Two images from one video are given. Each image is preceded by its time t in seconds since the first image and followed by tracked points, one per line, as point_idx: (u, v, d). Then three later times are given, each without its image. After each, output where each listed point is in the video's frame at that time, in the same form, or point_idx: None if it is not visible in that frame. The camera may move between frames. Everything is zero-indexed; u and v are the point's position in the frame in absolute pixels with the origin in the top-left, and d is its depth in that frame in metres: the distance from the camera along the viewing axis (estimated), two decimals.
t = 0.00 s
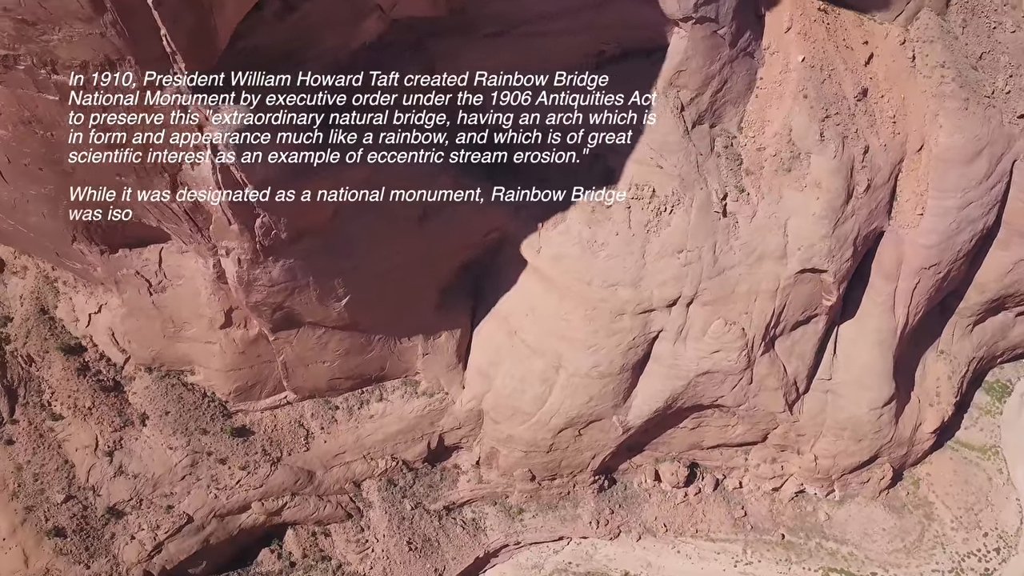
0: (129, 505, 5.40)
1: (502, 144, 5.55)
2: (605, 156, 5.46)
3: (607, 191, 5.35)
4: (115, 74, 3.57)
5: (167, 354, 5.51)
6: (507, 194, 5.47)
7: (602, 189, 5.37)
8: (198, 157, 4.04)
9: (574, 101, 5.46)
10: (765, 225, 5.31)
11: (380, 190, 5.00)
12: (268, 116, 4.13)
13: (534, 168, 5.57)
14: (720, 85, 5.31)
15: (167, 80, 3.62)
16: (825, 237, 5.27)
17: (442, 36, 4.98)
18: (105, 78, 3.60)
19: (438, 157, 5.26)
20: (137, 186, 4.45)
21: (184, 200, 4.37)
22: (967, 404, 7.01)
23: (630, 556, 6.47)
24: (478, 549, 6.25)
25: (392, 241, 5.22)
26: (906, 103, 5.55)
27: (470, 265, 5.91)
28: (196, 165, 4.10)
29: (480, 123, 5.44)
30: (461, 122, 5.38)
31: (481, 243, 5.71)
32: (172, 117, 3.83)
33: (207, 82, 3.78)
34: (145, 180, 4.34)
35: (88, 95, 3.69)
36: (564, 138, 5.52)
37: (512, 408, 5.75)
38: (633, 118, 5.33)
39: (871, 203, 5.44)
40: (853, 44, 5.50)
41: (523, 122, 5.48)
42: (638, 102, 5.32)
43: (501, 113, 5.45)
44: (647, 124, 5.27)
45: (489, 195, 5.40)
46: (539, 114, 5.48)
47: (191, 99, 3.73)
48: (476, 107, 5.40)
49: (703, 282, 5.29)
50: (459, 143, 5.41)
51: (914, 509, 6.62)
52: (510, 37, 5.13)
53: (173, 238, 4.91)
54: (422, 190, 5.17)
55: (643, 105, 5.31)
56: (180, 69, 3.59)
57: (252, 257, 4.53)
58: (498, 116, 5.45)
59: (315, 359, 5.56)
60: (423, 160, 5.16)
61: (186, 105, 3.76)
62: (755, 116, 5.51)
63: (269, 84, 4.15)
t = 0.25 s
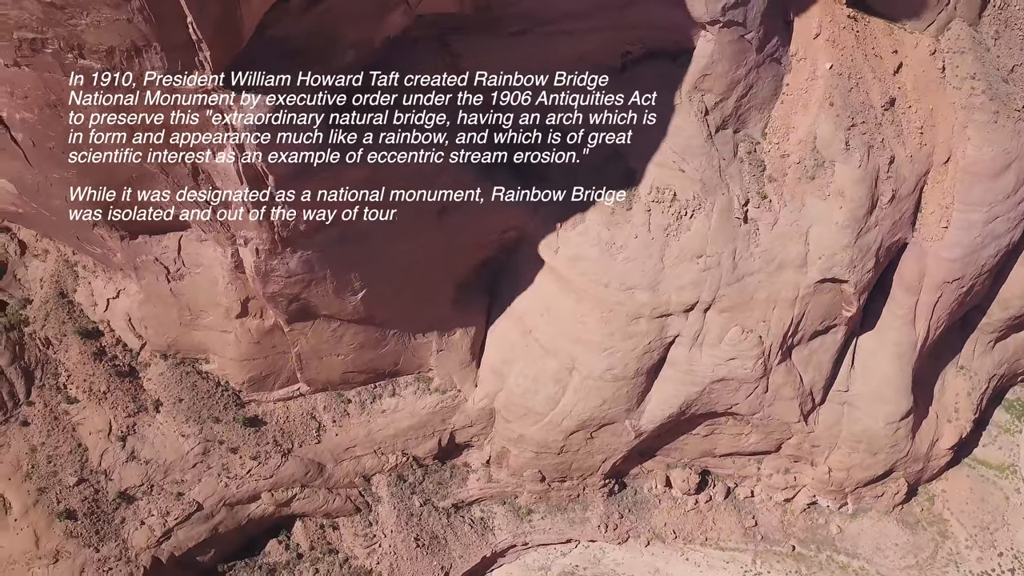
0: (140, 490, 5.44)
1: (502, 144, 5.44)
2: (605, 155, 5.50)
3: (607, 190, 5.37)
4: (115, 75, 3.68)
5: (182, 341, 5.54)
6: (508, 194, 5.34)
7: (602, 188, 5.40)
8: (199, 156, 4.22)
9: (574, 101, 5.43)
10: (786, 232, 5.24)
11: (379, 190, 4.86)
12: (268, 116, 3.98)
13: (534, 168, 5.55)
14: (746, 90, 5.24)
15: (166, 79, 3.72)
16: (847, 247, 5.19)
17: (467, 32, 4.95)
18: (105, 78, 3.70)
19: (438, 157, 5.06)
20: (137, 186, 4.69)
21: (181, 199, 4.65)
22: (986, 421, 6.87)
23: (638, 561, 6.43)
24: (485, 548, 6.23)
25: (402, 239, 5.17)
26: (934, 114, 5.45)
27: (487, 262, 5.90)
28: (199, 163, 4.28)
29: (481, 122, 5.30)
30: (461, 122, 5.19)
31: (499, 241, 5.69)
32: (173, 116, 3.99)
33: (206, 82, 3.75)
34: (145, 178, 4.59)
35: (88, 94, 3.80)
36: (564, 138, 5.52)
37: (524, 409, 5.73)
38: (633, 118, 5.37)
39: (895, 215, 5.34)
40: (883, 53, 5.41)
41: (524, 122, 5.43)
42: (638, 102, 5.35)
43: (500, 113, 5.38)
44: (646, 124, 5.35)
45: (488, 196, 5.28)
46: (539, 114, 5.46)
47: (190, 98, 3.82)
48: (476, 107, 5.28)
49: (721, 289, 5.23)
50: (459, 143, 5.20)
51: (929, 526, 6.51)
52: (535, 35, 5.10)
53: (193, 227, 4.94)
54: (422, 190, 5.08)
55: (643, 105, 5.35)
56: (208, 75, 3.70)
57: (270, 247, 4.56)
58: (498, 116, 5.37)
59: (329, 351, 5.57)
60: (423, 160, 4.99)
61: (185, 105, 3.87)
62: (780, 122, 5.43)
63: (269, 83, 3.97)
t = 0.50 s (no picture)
0: (151, 477, 5.49)
1: (502, 144, 5.34)
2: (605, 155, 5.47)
3: (607, 191, 5.36)
4: (115, 76, 3.83)
5: (198, 330, 5.58)
6: (507, 194, 5.31)
7: (602, 188, 5.38)
8: (199, 155, 4.37)
9: (574, 101, 5.38)
10: (807, 242, 5.16)
11: (380, 189, 4.82)
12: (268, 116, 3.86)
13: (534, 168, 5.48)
14: (771, 96, 5.17)
15: (166, 80, 3.83)
16: (869, 259, 5.10)
17: (491, 30, 4.97)
18: (105, 79, 3.85)
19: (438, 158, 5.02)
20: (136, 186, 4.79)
21: (183, 199, 4.84)
22: (1005, 440, 6.73)
23: (646, 568, 6.37)
24: (492, 548, 6.20)
25: (405, 240, 5.12)
26: (962, 127, 5.35)
27: (504, 262, 5.88)
28: (198, 163, 4.44)
29: (480, 123, 5.20)
30: (461, 122, 5.11)
31: (516, 241, 5.67)
32: (172, 115, 4.11)
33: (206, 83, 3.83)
34: (144, 178, 4.71)
35: (87, 94, 3.97)
36: (564, 138, 5.47)
37: (536, 410, 5.70)
38: (633, 118, 5.35)
39: (919, 228, 5.25)
40: (911, 63, 5.32)
41: (524, 122, 5.37)
42: (638, 102, 5.34)
43: (500, 113, 5.29)
44: (646, 124, 5.36)
45: (488, 195, 5.27)
46: (539, 114, 5.40)
47: (190, 98, 3.92)
48: (476, 107, 5.17)
49: (738, 297, 5.17)
50: (460, 143, 5.13)
51: (943, 545, 6.39)
52: (559, 35, 5.11)
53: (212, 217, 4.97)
54: (422, 189, 5.03)
55: (643, 105, 5.35)
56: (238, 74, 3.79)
57: (289, 241, 4.55)
58: (498, 116, 5.27)
59: (343, 346, 5.58)
60: (423, 160, 4.95)
61: (185, 104, 3.98)
62: (804, 130, 5.35)
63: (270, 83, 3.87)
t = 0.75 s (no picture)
0: (160, 466, 5.52)
1: (503, 144, 5.22)
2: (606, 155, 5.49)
3: (607, 191, 5.40)
4: (114, 76, 4.02)
5: (212, 321, 5.60)
6: (507, 194, 5.26)
7: (602, 188, 5.43)
8: (200, 154, 4.53)
9: (574, 101, 5.34)
10: (824, 251, 5.09)
11: (381, 190, 4.69)
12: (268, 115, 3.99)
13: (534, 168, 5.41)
14: (793, 103, 5.10)
15: (165, 80, 3.99)
16: (887, 270, 5.03)
17: (513, 28, 4.89)
18: (105, 79, 4.05)
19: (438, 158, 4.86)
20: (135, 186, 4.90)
21: (184, 198, 4.96)
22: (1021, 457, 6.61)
23: (652, 574, 6.33)
24: (498, 549, 6.17)
25: (404, 240, 5.05)
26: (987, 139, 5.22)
27: (519, 262, 5.87)
28: (199, 162, 4.59)
29: (481, 122, 5.07)
30: (461, 122, 4.97)
31: (532, 241, 5.66)
32: (172, 115, 4.28)
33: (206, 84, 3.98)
34: (140, 180, 4.82)
35: (87, 94, 4.15)
36: (564, 139, 5.49)
37: (546, 412, 5.69)
38: (633, 118, 5.34)
39: (940, 240, 5.17)
40: (937, 72, 5.22)
41: (523, 122, 5.32)
42: (638, 103, 5.33)
43: (500, 113, 5.19)
44: (645, 124, 5.35)
45: (489, 195, 5.22)
46: (539, 114, 5.39)
47: (190, 97, 4.08)
48: (476, 107, 5.06)
49: (753, 304, 5.12)
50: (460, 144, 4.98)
51: (955, 562, 6.29)
52: (582, 36, 5.00)
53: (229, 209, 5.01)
54: (422, 190, 4.94)
55: (643, 105, 5.33)
56: (259, 68, 3.90)
57: (304, 234, 4.59)
58: (498, 116, 5.18)
59: (355, 341, 5.59)
60: (423, 161, 4.80)
61: (185, 104, 4.15)
62: (825, 138, 5.27)
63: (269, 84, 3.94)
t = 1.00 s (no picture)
0: (170, 456, 5.56)
1: (503, 145, 5.10)
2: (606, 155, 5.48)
3: (607, 191, 5.40)
4: (114, 77, 4.20)
5: (225, 313, 5.63)
6: (507, 194, 5.21)
7: (602, 188, 5.43)
8: (199, 154, 4.74)
9: (574, 101, 5.33)
10: (842, 260, 5.03)
11: (381, 190, 4.62)
12: (268, 116, 4.21)
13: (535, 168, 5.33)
14: (814, 109, 5.04)
15: (165, 80, 4.14)
16: (906, 281, 4.96)
17: (534, 27, 4.87)
18: (104, 80, 4.25)
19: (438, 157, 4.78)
20: (136, 186, 5.10)
21: (183, 198, 5.20)
22: None
23: None
24: (504, 550, 6.14)
25: (404, 240, 5.00)
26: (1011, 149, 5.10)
27: (533, 262, 5.85)
28: (198, 161, 4.80)
29: (481, 122, 4.98)
30: (461, 122, 4.87)
31: (547, 242, 5.63)
32: (172, 115, 4.44)
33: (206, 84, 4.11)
34: (138, 180, 5.01)
35: (87, 93, 4.38)
36: (564, 138, 5.47)
37: (556, 414, 5.66)
38: (633, 119, 5.30)
39: (960, 252, 5.08)
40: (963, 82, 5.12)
41: (524, 122, 5.24)
42: (638, 103, 5.27)
43: (500, 113, 5.11)
44: (646, 124, 5.30)
45: (488, 195, 5.16)
46: (539, 114, 5.34)
47: (191, 97, 4.23)
48: (476, 107, 4.97)
49: (767, 312, 5.06)
50: (459, 144, 4.89)
51: None
52: (605, 36, 4.96)
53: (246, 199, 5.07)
54: (422, 189, 4.88)
55: (644, 105, 5.28)
56: (279, 61, 3.89)
57: (320, 227, 4.56)
58: (498, 116, 5.09)
59: (366, 337, 5.59)
60: (423, 161, 4.72)
61: (185, 104, 4.31)
62: (846, 146, 5.20)
63: (270, 84, 4.00)
